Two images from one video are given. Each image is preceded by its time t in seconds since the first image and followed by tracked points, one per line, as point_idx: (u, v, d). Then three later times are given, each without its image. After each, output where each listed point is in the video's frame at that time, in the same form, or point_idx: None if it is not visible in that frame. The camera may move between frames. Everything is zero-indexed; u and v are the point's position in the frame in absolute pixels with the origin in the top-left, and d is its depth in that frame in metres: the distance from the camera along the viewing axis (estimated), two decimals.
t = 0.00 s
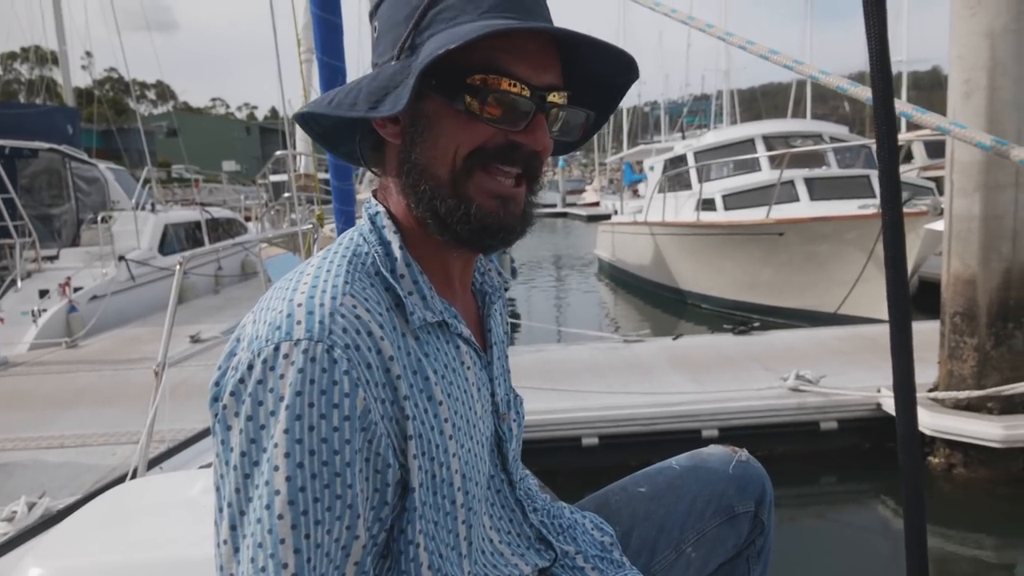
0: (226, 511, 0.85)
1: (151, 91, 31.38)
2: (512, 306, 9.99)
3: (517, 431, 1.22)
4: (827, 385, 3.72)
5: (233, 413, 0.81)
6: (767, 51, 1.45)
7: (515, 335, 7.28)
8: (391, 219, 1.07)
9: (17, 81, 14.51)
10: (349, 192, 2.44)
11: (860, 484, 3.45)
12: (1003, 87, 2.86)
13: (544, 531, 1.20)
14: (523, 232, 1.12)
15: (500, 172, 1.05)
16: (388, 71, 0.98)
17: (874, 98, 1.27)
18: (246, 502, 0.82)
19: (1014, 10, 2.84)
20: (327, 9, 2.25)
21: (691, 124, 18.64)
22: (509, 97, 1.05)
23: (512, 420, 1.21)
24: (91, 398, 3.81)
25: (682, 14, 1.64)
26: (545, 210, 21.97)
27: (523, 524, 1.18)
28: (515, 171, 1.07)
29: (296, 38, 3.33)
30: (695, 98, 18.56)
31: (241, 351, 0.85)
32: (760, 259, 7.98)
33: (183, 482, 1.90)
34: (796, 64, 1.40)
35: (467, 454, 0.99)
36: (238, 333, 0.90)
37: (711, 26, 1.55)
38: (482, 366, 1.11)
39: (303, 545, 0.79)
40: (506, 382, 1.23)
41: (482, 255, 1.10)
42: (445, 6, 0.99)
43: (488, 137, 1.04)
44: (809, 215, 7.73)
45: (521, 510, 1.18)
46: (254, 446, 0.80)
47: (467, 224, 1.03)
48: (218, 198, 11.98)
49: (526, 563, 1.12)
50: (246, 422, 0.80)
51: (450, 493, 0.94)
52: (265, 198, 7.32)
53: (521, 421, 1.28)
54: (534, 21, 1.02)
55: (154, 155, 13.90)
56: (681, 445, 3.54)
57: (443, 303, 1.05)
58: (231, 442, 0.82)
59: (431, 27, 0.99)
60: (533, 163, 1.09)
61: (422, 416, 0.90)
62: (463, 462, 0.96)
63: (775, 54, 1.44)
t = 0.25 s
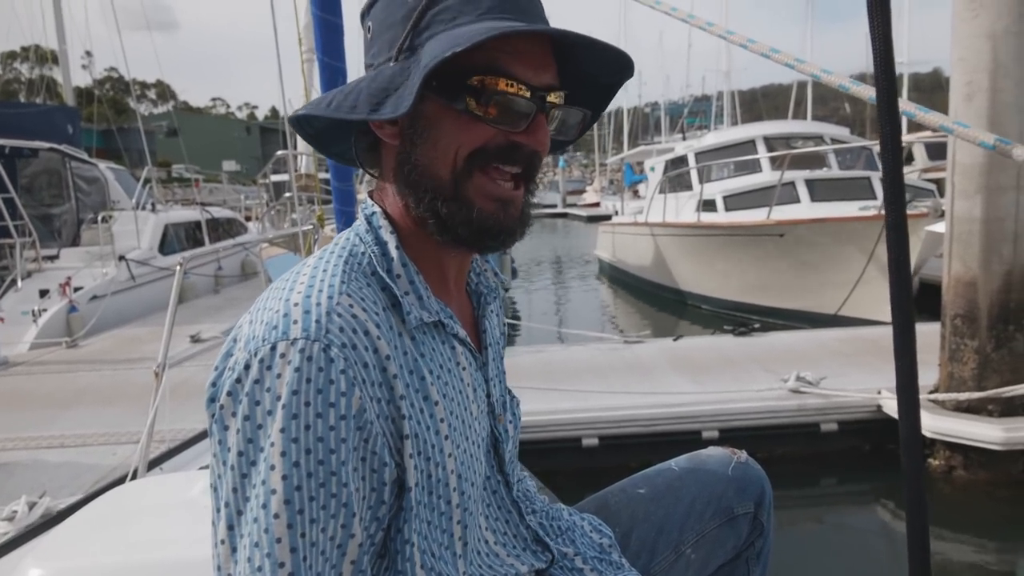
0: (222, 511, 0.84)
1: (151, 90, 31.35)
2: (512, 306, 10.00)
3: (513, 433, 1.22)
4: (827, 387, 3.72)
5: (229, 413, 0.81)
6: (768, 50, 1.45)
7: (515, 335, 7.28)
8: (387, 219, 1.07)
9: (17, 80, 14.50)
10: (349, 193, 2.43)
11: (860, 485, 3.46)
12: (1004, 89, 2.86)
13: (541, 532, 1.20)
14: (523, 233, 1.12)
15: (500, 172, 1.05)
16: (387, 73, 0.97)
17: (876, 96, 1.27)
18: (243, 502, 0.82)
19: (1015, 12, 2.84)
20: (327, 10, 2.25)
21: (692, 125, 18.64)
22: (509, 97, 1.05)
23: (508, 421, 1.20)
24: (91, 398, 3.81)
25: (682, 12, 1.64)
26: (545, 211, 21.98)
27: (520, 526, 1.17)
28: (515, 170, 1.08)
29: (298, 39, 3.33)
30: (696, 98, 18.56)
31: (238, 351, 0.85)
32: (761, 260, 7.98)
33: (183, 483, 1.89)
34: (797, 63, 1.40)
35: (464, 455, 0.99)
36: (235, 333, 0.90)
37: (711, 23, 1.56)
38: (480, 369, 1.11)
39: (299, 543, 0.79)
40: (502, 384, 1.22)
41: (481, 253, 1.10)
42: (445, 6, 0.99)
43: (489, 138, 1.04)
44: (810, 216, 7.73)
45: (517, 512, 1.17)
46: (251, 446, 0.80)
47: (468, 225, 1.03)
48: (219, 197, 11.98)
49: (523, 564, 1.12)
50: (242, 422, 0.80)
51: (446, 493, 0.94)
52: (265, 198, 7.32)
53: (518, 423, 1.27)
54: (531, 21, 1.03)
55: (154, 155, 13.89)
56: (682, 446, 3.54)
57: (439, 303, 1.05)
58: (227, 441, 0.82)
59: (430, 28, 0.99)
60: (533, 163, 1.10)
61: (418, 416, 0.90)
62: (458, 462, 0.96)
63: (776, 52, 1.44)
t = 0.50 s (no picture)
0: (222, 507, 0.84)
1: (152, 84, 31.30)
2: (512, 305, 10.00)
3: (514, 432, 1.21)
4: (828, 389, 3.72)
5: (231, 408, 0.81)
6: (775, 55, 1.45)
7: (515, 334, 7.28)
8: (390, 216, 1.07)
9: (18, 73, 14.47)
10: (349, 190, 2.43)
11: (859, 487, 3.46)
12: (1008, 93, 2.86)
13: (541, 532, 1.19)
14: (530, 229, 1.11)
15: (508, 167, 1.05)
16: (397, 71, 0.96)
17: (883, 103, 1.27)
18: (244, 498, 0.82)
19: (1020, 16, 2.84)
20: (330, 7, 2.24)
21: (693, 125, 18.64)
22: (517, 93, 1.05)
23: (509, 419, 1.20)
24: (92, 393, 3.81)
25: (687, 17, 1.63)
26: (546, 210, 21.98)
27: (520, 525, 1.17)
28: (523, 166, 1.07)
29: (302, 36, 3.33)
30: (698, 98, 18.54)
31: (240, 346, 0.84)
32: (762, 262, 7.98)
33: (183, 479, 1.89)
34: (804, 69, 1.40)
35: (465, 453, 0.98)
36: (237, 328, 0.90)
37: (717, 28, 1.55)
38: (482, 368, 1.11)
39: (298, 539, 0.79)
40: (503, 382, 1.22)
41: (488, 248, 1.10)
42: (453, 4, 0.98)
43: (499, 133, 1.04)
44: (811, 217, 7.74)
45: (518, 511, 1.17)
46: (251, 441, 0.80)
47: (476, 221, 1.03)
48: (220, 193, 11.97)
49: (522, 563, 1.12)
50: (244, 417, 0.80)
51: (446, 491, 0.94)
52: (267, 194, 7.32)
53: (519, 422, 1.27)
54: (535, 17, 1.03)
55: (156, 150, 13.89)
56: (681, 447, 3.54)
57: (441, 301, 1.05)
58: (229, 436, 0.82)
59: (439, 25, 0.98)
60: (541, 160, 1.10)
61: (419, 413, 0.90)
62: (459, 460, 0.96)
63: (783, 58, 1.44)
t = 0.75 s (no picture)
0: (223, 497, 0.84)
1: (154, 78, 31.28)
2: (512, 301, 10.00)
3: (519, 428, 1.21)
4: (828, 387, 3.72)
5: (238, 398, 0.81)
6: (784, 48, 1.45)
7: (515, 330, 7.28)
8: (399, 211, 1.07)
9: (18, 64, 14.44)
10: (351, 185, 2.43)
11: (858, 486, 3.47)
12: (1011, 93, 2.86)
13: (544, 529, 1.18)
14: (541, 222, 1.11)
15: (524, 160, 1.05)
16: (416, 65, 0.93)
17: (894, 96, 1.27)
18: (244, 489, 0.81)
19: None
20: None
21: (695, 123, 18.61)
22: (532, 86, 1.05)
23: (514, 416, 1.20)
24: (92, 385, 3.81)
25: (697, 9, 1.63)
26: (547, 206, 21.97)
27: (523, 521, 1.16)
28: (538, 158, 1.07)
29: (304, 30, 3.32)
30: (700, 96, 18.50)
31: (249, 338, 0.85)
32: (763, 260, 7.98)
33: (183, 473, 1.89)
34: (814, 62, 1.40)
35: (469, 449, 0.98)
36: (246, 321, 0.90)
37: (726, 21, 1.55)
38: (487, 364, 1.10)
39: (297, 529, 0.78)
40: (508, 377, 1.22)
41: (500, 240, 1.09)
42: None
43: (516, 126, 1.03)
44: (812, 216, 7.73)
45: (521, 507, 1.17)
46: (255, 430, 0.80)
47: (492, 215, 1.02)
48: (220, 186, 11.96)
49: (524, 560, 1.11)
50: (250, 407, 0.80)
51: (448, 486, 0.93)
52: (268, 188, 7.31)
53: (523, 418, 1.26)
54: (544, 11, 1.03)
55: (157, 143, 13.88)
56: (681, 444, 3.54)
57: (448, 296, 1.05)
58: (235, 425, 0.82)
59: (457, 20, 0.96)
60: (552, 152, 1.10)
61: (425, 407, 0.90)
62: (464, 456, 0.96)
63: (793, 50, 1.44)
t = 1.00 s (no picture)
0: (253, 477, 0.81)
1: (154, 73, 31.27)
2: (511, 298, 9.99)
3: (519, 422, 1.21)
4: (825, 387, 3.73)
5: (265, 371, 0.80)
6: (787, 49, 1.45)
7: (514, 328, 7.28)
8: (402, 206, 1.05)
9: (17, 58, 14.40)
10: (351, 180, 2.41)
11: (854, 486, 3.48)
12: (1011, 93, 2.86)
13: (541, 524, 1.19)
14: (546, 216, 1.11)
15: (532, 153, 1.04)
16: (425, 64, 0.92)
17: (895, 98, 1.27)
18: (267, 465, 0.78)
19: None
20: None
21: (695, 121, 18.62)
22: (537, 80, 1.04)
23: (514, 410, 1.20)
24: (90, 380, 3.81)
25: (700, 9, 1.63)
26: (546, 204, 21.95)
27: (521, 515, 1.16)
28: (544, 152, 1.07)
29: (305, 25, 3.32)
30: (699, 94, 18.50)
31: (268, 317, 0.84)
32: (762, 259, 7.99)
33: (181, 468, 1.89)
34: (816, 63, 1.40)
35: (474, 433, 0.98)
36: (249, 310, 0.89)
37: (729, 22, 1.55)
38: (488, 354, 1.09)
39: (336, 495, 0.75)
40: (509, 372, 1.22)
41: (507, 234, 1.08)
42: None
43: (524, 121, 1.02)
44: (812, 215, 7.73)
45: (519, 501, 1.17)
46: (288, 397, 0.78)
47: (501, 209, 1.02)
48: (219, 182, 11.94)
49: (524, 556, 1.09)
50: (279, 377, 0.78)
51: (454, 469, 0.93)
52: (267, 183, 7.30)
53: (524, 413, 1.26)
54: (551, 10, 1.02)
55: (156, 138, 13.85)
56: (679, 442, 3.54)
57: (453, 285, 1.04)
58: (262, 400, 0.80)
59: (466, 18, 0.95)
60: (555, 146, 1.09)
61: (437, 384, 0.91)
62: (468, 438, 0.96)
63: (795, 52, 1.44)
